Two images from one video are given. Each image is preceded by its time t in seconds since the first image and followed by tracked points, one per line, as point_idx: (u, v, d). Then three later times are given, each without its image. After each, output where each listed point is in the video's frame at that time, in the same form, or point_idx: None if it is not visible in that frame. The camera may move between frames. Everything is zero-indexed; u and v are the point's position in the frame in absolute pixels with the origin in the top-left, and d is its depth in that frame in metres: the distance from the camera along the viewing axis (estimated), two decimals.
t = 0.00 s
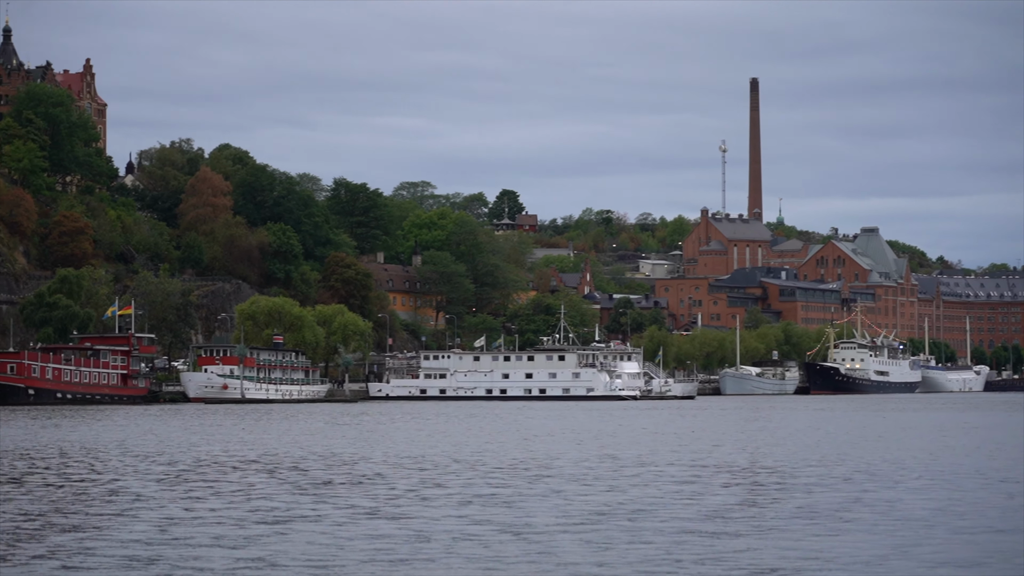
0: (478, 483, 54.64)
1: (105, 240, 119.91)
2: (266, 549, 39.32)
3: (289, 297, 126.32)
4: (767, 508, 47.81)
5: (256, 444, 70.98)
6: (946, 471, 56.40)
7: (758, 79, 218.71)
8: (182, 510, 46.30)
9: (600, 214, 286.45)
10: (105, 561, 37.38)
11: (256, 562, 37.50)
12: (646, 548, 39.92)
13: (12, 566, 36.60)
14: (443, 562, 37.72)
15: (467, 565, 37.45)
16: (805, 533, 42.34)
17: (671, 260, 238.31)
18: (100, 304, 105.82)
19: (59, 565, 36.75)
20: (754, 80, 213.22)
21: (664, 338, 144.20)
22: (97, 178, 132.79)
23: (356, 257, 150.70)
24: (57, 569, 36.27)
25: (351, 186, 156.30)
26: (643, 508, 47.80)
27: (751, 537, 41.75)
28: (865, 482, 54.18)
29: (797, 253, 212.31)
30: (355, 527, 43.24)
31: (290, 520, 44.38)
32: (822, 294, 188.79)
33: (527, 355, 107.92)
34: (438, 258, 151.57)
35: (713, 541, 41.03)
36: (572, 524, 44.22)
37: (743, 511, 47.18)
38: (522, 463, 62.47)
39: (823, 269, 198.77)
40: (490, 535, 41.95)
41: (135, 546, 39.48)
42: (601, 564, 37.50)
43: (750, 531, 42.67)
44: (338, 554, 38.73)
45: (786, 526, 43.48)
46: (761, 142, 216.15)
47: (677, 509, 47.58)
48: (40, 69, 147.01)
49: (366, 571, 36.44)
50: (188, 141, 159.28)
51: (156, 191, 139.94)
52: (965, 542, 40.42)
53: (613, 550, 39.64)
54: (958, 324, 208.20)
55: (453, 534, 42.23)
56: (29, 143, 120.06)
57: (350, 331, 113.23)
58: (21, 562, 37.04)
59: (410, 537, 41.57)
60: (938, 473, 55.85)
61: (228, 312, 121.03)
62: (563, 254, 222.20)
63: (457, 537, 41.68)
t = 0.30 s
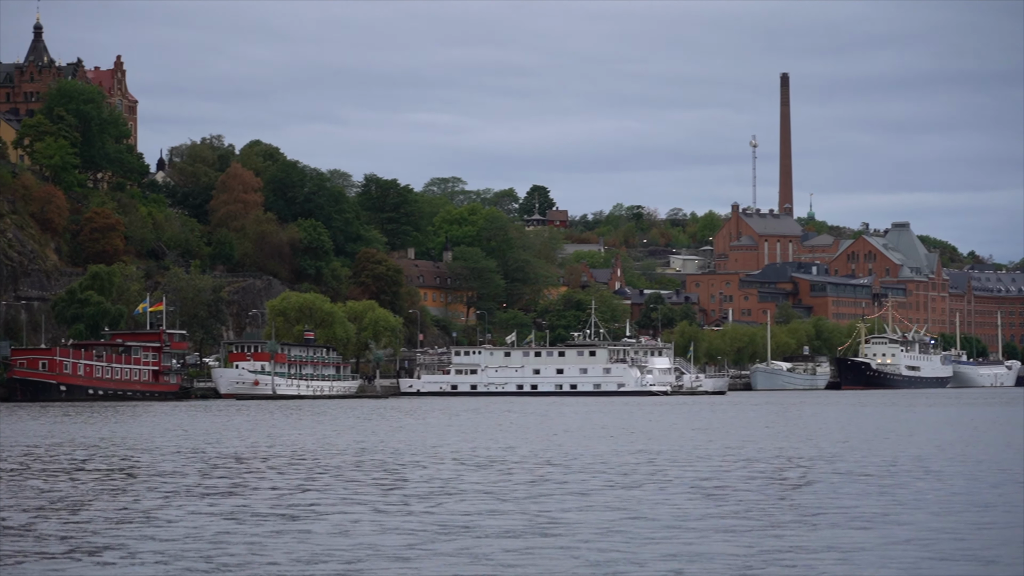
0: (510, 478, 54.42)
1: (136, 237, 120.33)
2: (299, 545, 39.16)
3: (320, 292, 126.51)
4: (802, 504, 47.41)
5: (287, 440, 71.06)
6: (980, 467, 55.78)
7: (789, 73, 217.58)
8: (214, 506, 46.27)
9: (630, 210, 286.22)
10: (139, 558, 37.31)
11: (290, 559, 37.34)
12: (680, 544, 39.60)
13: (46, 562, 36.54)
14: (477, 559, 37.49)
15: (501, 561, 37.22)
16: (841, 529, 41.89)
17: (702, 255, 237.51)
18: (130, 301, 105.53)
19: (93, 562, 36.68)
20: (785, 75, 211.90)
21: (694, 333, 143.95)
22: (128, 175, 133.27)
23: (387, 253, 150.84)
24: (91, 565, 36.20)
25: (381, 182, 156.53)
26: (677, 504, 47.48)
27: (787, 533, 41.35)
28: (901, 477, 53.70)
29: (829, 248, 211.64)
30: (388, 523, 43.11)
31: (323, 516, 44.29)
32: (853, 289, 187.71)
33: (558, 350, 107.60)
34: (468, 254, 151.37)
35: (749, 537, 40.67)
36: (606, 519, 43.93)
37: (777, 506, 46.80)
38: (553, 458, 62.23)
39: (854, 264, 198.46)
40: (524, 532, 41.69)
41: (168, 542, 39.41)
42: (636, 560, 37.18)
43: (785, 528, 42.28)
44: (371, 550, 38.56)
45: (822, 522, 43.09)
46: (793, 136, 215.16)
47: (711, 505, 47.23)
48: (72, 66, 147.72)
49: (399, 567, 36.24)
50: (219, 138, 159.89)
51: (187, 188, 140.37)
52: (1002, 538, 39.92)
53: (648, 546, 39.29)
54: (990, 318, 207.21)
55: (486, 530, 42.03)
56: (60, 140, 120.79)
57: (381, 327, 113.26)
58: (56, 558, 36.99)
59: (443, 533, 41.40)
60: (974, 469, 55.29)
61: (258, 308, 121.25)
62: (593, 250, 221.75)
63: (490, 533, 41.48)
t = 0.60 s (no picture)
0: (539, 475, 54.24)
1: (168, 234, 120.67)
2: (326, 543, 39.08)
3: (351, 290, 126.63)
4: (833, 501, 47.01)
5: (318, 437, 71.12)
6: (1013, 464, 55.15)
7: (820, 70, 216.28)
8: (243, 503, 46.29)
9: (662, 207, 285.56)
10: (166, 554, 37.32)
11: (317, 556, 37.26)
12: (710, 542, 39.30)
13: (74, 559, 36.58)
14: (505, 556, 37.31)
15: (529, 558, 37.03)
16: (872, 526, 41.44)
17: (733, 252, 236.63)
18: (162, 298, 106.19)
19: (121, 558, 36.68)
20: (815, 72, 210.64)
21: (726, 330, 143.43)
22: (160, 173, 133.70)
23: (419, 250, 150.93)
24: (119, 562, 36.21)
25: (413, 179, 156.71)
26: (706, 501, 47.19)
27: (818, 530, 40.98)
28: (934, 474, 53.18)
29: (861, 245, 210.58)
30: (416, 520, 42.99)
31: (351, 513, 44.22)
32: (885, 286, 186.47)
33: (590, 347, 107.31)
34: (500, 251, 151.21)
35: (779, 535, 40.31)
36: (635, 517, 43.66)
37: (809, 504, 46.41)
38: (584, 455, 61.99)
39: (886, 260, 197.44)
40: (553, 529, 41.47)
41: (196, 539, 39.40)
42: (666, 558, 36.92)
43: (814, 525, 41.86)
44: (398, 547, 38.46)
45: (853, 519, 42.68)
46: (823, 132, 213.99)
47: (741, 502, 46.88)
48: (103, 64, 148.46)
49: (427, 565, 36.07)
50: (251, 135, 160.40)
51: (219, 185, 140.80)
52: None
53: (676, 544, 39.03)
54: (1022, 314, 205.70)
55: (515, 527, 41.83)
56: (92, 139, 121.56)
57: (412, 324, 113.53)
58: (83, 555, 37.03)
59: (471, 529, 41.24)
60: (1008, 466, 54.66)
61: (290, 305, 121.48)
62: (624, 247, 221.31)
63: (519, 529, 41.30)
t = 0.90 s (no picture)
0: (568, 474, 53.84)
1: (198, 233, 120.76)
2: (349, 542, 38.83)
3: (381, 289, 126.61)
4: (864, 499, 46.42)
5: (348, 436, 70.98)
6: None
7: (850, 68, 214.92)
8: (268, 502, 46.11)
9: (692, 205, 284.82)
10: (189, 554, 37.09)
11: (341, 555, 36.97)
12: (739, 542, 38.79)
13: (98, 558, 36.39)
14: (530, 556, 36.90)
15: (554, 558, 36.58)
16: (903, 525, 40.97)
17: (763, 250, 235.62)
18: (193, 297, 106.47)
19: (144, 558, 36.46)
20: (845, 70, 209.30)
21: (756, 328, 142.54)
22: (190, 172, 134.03)
23: (449, 248, 150.96)
24: (142, 562, 36.02)
25: (443, 178, 156.66)
26: (736, 500, 46.68)
27: (849, 530, 40.40)
28: (967, 473, 52.48)
29: (891, 242, 209.26)
30: (441, 519, 42.65)
31: (374, 512, 43.94)
32: (914, 284, 185.34)
33: (620, 346, 107.09)
34: (530, 249, 151.00)
35: (808, 534, 39.74)
36: (662, 516, 43.21)
37: (839, 503, 45.84)
38: (614, 454, 61.54)
39: (916, 258, 195.67)
40: (580, 528, 41.05)
41: (219, 539, 39.20)
42: (693, 558, 36.44)
43: (845, 524, 41.44)
44: (423, 547, 38.12)
45: (885, 518, 42.07)
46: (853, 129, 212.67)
47: (771, 501, 46.34)
48: (134, 63, 149.08)
49: (452, 564, 35.74)
50: (281, 134, 160.84)
51: (249, 184, 141.12)
52: None
53: (704, 542, 38.65)
54: None
55: (541, 526, 41.47)
56: (122, 138, 121.92)
57: (442, 323, 113.63)
58: (108, 555, 36.87)
59: (498, 529, 40.92)
60: None
61: (320, 304, 121.60)
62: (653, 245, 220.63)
63: (545, 529, 40.92)
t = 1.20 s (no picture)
0: (603, 471, 53.13)
1: (229, 231, 120.19)
2: (383, 539, 38.22)
3: (412, 285, 126.09)
4: (907, 496, 45.54)
5: (379, 433, 70.51)
6: None
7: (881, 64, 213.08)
8: (300, 498, 45.59)
9: (722, 201, 283.47)
10: (222, 550, 36.55)
11: (375, 551, 36.35)
12: (769, 538, 38.05)
13: (129, 555, 35.89)
14: (569, 553, 36.20)
15: (592, 555, 35.88)
16: (937, 521, 40.12)
17: (795, 246, 234.10)
18: (224, 294, 106.23)
19: (176, 554, 35.96)
20: (875, 66, 207.62)
21: (787, 324, 141.06)
22: (220, 170, 134.02)
23: (480, 245, 150.54)
24: (174, 558, 35.50)
25: (473, 174, 156.05)
26: (775, 496, 45.86)
27: (894, 527, 39.52)
28: (1006, 469, 51.42)
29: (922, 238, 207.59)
30: (476, 515, 42.03)
31: (408, 509, 43.36)
32: (946, 279, 183.25)
33: (651, 342, 106.66)
34: (560, 246, 150.22)
35: (852, 531, 38.90)
36: (702, 513, 42.43)
37: (881, 499, 44.99)
38: (648, 451, 60.82)
39: (947, 254, 194.15)
40: (618, 525, 40.33)
41: (253, 535, 38.67)
42: (735, 556, 35.66)
43: (878, 520, 40.62)
44: (458, 544, 37.49)
45: (929, 515, 41.18)
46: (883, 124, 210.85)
47: (812, 498, 45.52)
48: (165, 61, 149.19)
49: (488, 561, 35.09)
50: (312, 132, 160.74)
51: (279, 181, 140.96)
52: None
53: (734, 539, 37.93)
54: None
55: (578, 522, 40.78)
56: (152, 136, 121.79)
57: (473, 319, 113.19)
58: (140, 551, 36.38)
59: (533, 525, 40.25)
60: None
61: (351, 301, 121.16)
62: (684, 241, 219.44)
63: (583, 526, 40.22)
